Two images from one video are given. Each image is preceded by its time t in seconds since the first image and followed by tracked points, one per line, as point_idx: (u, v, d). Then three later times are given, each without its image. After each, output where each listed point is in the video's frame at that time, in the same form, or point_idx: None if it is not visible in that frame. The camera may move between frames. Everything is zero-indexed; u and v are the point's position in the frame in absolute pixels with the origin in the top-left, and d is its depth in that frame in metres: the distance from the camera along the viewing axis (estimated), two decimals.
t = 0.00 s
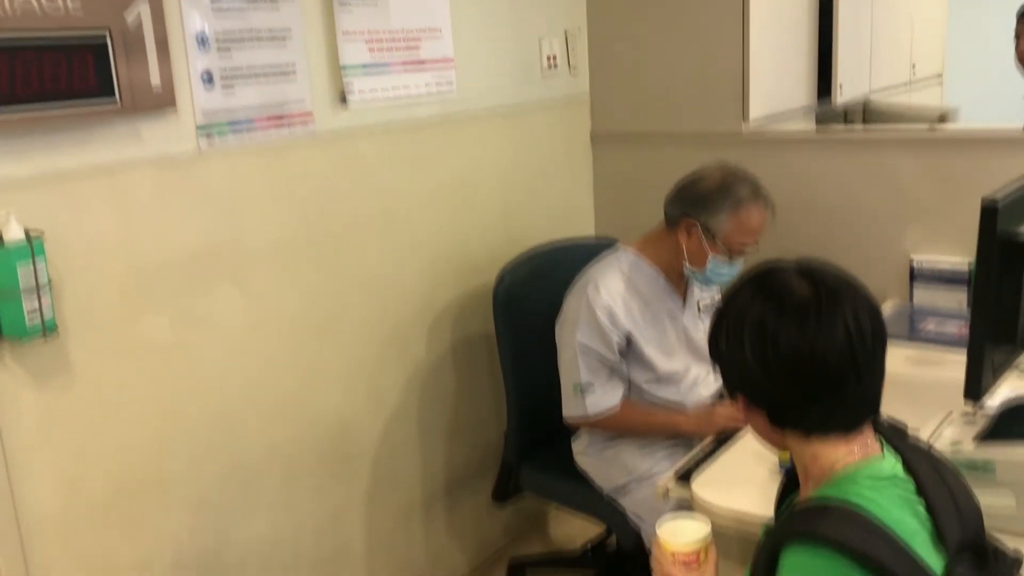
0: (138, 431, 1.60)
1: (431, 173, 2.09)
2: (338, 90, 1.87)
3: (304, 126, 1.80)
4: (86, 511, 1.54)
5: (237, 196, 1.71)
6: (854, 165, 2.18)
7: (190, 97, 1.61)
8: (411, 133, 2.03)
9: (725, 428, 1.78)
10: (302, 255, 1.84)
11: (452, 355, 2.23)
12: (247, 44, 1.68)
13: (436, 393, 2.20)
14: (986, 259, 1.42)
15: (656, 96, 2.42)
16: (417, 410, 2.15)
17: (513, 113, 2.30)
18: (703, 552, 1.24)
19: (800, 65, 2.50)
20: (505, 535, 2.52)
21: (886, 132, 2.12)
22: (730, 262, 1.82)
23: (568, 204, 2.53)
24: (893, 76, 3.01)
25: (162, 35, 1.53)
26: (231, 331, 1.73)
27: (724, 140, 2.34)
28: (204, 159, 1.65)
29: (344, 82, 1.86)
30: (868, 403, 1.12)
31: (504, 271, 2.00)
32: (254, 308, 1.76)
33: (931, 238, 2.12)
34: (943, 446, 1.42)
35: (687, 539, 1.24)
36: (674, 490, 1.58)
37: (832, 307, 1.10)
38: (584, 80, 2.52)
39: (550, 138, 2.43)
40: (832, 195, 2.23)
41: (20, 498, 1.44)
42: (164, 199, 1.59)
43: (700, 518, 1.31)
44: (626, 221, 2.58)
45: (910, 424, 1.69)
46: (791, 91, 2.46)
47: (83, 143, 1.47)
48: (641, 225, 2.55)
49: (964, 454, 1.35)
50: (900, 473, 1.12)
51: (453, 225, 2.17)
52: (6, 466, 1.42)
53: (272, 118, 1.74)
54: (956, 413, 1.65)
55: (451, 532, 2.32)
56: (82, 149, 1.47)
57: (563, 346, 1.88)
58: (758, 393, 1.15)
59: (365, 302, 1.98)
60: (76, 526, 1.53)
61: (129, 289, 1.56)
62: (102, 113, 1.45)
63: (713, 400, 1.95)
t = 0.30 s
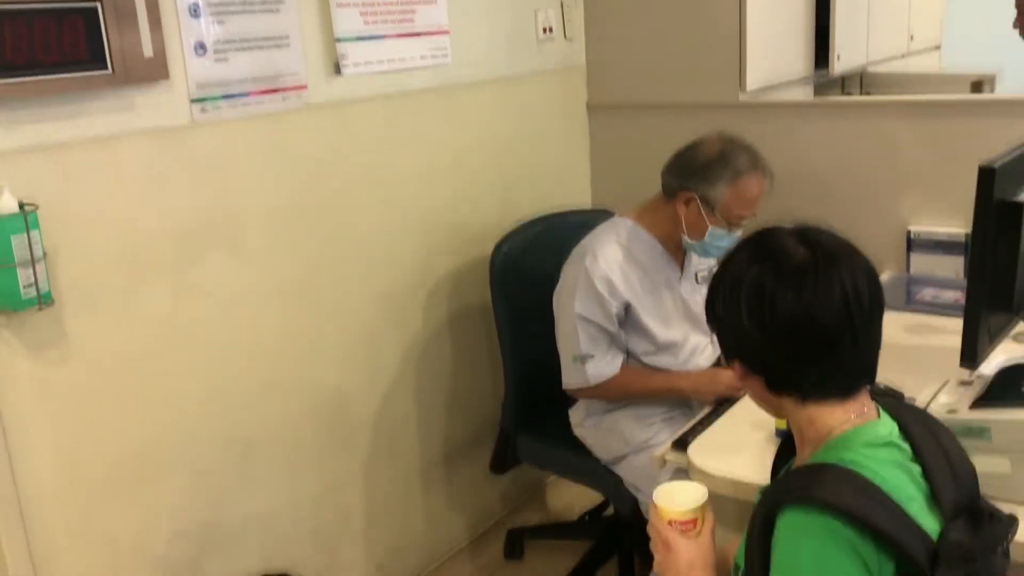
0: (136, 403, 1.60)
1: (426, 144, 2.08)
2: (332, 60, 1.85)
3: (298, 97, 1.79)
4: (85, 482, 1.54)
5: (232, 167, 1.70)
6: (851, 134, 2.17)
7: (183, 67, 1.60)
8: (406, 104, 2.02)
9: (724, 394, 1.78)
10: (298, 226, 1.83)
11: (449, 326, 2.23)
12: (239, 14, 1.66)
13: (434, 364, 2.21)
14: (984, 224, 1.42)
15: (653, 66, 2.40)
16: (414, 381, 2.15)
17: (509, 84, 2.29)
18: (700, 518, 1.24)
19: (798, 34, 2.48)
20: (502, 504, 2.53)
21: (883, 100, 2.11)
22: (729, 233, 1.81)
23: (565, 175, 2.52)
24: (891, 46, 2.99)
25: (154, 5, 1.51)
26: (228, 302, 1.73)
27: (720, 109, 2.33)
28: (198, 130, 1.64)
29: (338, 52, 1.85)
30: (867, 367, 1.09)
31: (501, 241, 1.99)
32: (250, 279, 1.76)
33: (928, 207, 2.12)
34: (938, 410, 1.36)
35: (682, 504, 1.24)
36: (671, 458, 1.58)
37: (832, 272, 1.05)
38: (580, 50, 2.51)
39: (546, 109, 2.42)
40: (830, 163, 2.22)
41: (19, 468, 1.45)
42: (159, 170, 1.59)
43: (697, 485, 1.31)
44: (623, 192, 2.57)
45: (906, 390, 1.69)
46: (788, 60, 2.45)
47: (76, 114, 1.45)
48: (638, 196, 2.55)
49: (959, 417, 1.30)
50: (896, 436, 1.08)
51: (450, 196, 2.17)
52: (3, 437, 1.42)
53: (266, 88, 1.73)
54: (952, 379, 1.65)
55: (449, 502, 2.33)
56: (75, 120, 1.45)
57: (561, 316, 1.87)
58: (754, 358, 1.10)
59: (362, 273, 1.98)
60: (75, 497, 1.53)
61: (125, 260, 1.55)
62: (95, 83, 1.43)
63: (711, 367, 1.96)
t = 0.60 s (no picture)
0: (133, 376, 1.59)
1: (422, 116, 2.07)
2: (326, 31, 1.83)
3: (292, 69, 1.77)
4: (84, 456, 1.54)
5: (228, 141, 1.69)
6: (848, 104, 2.16)
7: (175, 38, 1.58)
8: (402, 75, 2.01)
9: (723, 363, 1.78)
10: (293, 199, 1.82)
11: (447, 299, 2.23)
12: None
13: (432, 337, 2.20)
14: (982, 190, 1.41)
15: (649, 37, 2.39)
16: (412, 354, 2.15)
17: (505, 55, 2.27)
18: (697, 485, 1.25)
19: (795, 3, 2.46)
20: (501, 476, 2.54)
21: (881, 70, 2.10)
22: (728, 203, 1.81)
23: (562, 147, 2.51)
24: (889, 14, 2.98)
25: None
26: (224, 275, 1.72)
27: (718, 80, 2.32)
28: (192, 102, 1.62)
29: (333, 23, 1.82)
30: (865, 333, 1.08)
31: (498, 214, 1.98)
32: (246, 253, 1.75)
33: (926, 176, 2.11)
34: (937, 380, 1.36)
35: (681, 471, 1.24)
36: (669, 428, 1.58)
37: (829, 240, 1.03)
38: (576, 21, 2.49)
39: (542, 81, 2.40)
40: (827, 133, 2.21)
41: (17, 441, 1.45)
42: (153, 143, 1.57)
43: (693, 451, 1.32)
44: (620, 164, 2.56)
45: (903, 358, 1.69)
46: (786, 30, 2.43)
47: (69, 85, 1.44)
48: (635, 168, 2.54)
49: (956, 386, 1.30)
50: (893, 401, 1.08)
51: (446, 168, 2.16)
52: None
53: (260, 59, 1.71)
54: (949, 346, 1.66)
55: (448, 475, 2.34)
56: (67, 91, 1.44)
57: (562, 289, 1.87)
58: (753, 328, 1.09)
59: (359, 246, 1.97)
60: (74, 471, 1.54)
61: (120, 233, 1.54)
62: (87, 54, 1.41)
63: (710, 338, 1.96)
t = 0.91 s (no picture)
0: (131, 355, 1.59)
1: (419, 92, 2.06)
2: (321, 6, 1.81)
3: (287, 44, 1.75)
4: (82, 431, 1.55)
5: (224, 119, 1.68)
6: (848, 78, 2.15)
7: (169, 13, 1.56)
8: (398, 51, 1.99)
9: (720, 339, 1.78)
10: (290, 176, 1.81)
11: (445, 275, 2.23)
12: None
13: (430, 313, 2.20)
14: (981, 163, 1.41)
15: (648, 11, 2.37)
16: (410, 332, 2.15)
17: (502, 30, 2.25)
18: (696, 457, 1.25)
19: None
20: (500, 453, 2.55)
21: (880, 44, 2.08)
22: (728, 178, 1.81)
23: (560, 122, 2.50)
24: None
25: None
26: (221, 251, 1.72)
27: (717, 55, 2.30)
28: (187, 79, 1.61)
29: None
30: (861, 304, 1.06)
31: (495, 190, 1.97)
32: (242, 231, 1.74)
33: (925, 150, 2.11)
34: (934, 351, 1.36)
35: (680, 444, 1.24)
36: (667, 403, 1.58)
37: (827, 211, 1.01)
38: None
39: (539, 56, 2.39)
40: (826, 108, 2.21)
41: (16, 419, 1.45)
42: (148, 119, 1.56)
43: (691, 424, 1.31)
44: (618, 139, 2.55)
45: (901, 332, 1.69)
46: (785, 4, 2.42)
47: (63, 62, 1.43)
48: (634, 144, 2.53)
49: (954, 357, 1.28)
50: (892, 373, 1.08)
51: (443, 145, 2.15)
52: None
53: (255, 35, 1.69)
54: (947, 319, 1.66)
55: (447, 452, 2.34)
56: (62, 67, 1.43)
57: (559, 266, 1.87)
58: (750, 299, 1.08)
59: (356, 222, 1.97)
60: (73, 449, 1.54)
61: (116, 210, 1.54)
62: (79, 30, 1.40)
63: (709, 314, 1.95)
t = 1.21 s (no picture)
0: (129, 336, 1.59)
1: (416, 73, 2.05)
2: None
3: (284, 25, 1.75)
4: (81, 413, 1.55)
5: (221, 100, 1.67)
6: (846, 58, 2.15)
7: None
8: (395, 31, 1.98)
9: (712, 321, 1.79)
10: (287, 157, 1.81)
11: (443, 258, 2.22)
12: None
13: (428, 296, 2.20)
14: (980, 141, 1.41)
15: None
16: (409, 314, 2.15)
17: (499, 11, 2.24)
18: (693, 436, 1.25)
19: None
20: (499, 435, 2.56)
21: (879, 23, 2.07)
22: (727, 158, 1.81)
23: (557, 104, 2.49)
24: None
25: None
26: (218, 233, 1.71)
27: (715, 35, 2.29)
28: (183, 60, 1.60)
29: None
30: (859, 285, 1.07)
31: (493, 172, 1.97)
32: (239, 213, 1.74)
33: (923, 130, 2.10)
34: (932, 331, 1.35)
35: (679, 423, 1.25)
36: (666, 383, 1.58)
37: (824, 190, 1.01)
38: None
39: (537, 37, 2.38)
40: (825, 88, 2.20)
41: (14, 401, 1.45)
42: (144, 100, 1.56)
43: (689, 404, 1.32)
44: (616, 121, 2.55)
45: (899, 311, 1.70)
46: None
47: (58, 42, 1.42)
48: (632, 125, 2.52)
49: (951, 335, 1.29)
50: (889, 352, 1.08)
51: (441, 126, 2.14)
52: None
53: (251, 16, 1.69)
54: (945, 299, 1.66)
55: (446, 434, 2.35)
56: (57, 48, 1.42)
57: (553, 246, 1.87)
58: (744, 277, 1.08)
59: (354, 204, 1.96)
60: (72, 431, 1.54)
61: (113, 191, 1.53)
62: (74, 10, 1.39)
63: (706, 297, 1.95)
